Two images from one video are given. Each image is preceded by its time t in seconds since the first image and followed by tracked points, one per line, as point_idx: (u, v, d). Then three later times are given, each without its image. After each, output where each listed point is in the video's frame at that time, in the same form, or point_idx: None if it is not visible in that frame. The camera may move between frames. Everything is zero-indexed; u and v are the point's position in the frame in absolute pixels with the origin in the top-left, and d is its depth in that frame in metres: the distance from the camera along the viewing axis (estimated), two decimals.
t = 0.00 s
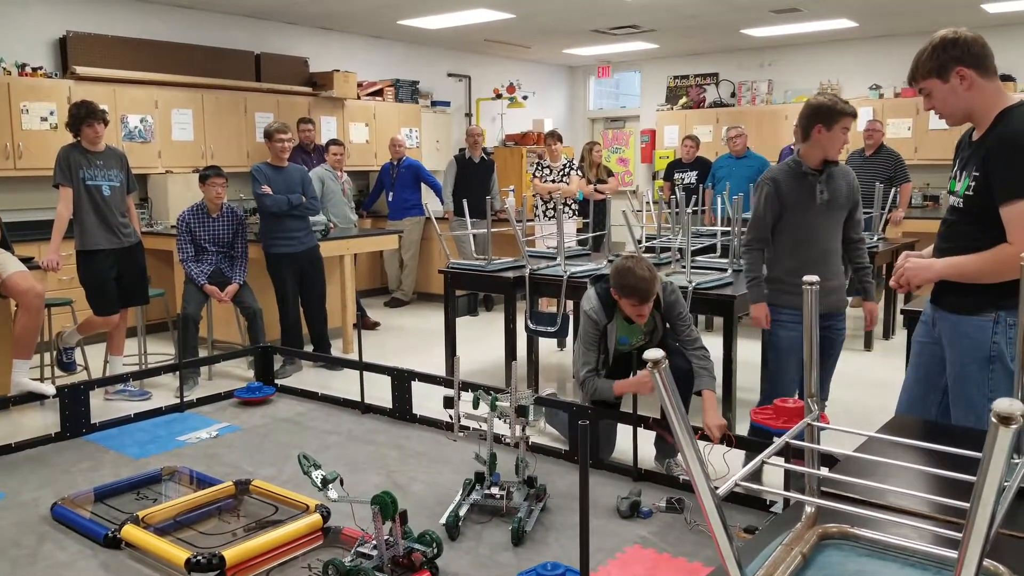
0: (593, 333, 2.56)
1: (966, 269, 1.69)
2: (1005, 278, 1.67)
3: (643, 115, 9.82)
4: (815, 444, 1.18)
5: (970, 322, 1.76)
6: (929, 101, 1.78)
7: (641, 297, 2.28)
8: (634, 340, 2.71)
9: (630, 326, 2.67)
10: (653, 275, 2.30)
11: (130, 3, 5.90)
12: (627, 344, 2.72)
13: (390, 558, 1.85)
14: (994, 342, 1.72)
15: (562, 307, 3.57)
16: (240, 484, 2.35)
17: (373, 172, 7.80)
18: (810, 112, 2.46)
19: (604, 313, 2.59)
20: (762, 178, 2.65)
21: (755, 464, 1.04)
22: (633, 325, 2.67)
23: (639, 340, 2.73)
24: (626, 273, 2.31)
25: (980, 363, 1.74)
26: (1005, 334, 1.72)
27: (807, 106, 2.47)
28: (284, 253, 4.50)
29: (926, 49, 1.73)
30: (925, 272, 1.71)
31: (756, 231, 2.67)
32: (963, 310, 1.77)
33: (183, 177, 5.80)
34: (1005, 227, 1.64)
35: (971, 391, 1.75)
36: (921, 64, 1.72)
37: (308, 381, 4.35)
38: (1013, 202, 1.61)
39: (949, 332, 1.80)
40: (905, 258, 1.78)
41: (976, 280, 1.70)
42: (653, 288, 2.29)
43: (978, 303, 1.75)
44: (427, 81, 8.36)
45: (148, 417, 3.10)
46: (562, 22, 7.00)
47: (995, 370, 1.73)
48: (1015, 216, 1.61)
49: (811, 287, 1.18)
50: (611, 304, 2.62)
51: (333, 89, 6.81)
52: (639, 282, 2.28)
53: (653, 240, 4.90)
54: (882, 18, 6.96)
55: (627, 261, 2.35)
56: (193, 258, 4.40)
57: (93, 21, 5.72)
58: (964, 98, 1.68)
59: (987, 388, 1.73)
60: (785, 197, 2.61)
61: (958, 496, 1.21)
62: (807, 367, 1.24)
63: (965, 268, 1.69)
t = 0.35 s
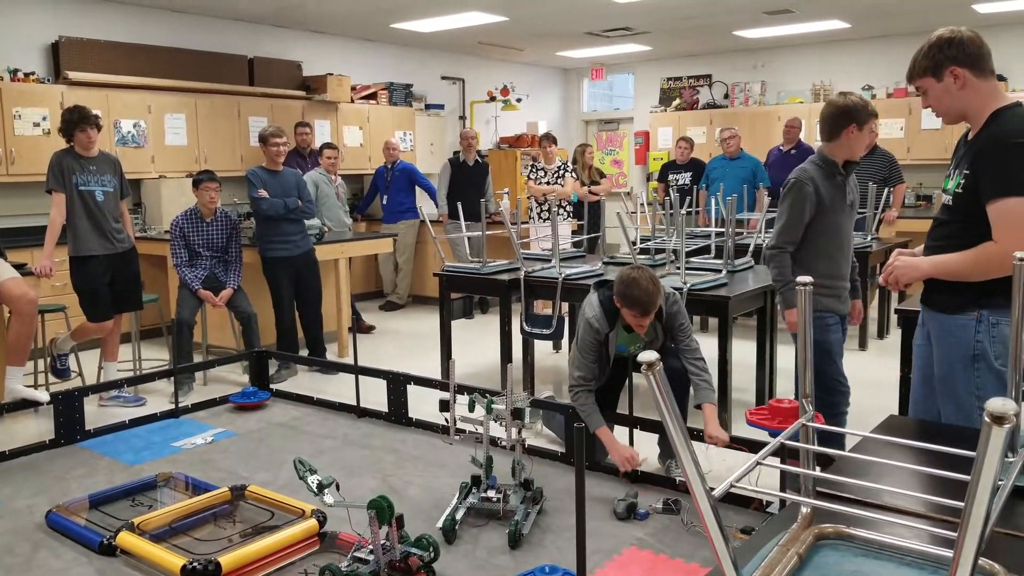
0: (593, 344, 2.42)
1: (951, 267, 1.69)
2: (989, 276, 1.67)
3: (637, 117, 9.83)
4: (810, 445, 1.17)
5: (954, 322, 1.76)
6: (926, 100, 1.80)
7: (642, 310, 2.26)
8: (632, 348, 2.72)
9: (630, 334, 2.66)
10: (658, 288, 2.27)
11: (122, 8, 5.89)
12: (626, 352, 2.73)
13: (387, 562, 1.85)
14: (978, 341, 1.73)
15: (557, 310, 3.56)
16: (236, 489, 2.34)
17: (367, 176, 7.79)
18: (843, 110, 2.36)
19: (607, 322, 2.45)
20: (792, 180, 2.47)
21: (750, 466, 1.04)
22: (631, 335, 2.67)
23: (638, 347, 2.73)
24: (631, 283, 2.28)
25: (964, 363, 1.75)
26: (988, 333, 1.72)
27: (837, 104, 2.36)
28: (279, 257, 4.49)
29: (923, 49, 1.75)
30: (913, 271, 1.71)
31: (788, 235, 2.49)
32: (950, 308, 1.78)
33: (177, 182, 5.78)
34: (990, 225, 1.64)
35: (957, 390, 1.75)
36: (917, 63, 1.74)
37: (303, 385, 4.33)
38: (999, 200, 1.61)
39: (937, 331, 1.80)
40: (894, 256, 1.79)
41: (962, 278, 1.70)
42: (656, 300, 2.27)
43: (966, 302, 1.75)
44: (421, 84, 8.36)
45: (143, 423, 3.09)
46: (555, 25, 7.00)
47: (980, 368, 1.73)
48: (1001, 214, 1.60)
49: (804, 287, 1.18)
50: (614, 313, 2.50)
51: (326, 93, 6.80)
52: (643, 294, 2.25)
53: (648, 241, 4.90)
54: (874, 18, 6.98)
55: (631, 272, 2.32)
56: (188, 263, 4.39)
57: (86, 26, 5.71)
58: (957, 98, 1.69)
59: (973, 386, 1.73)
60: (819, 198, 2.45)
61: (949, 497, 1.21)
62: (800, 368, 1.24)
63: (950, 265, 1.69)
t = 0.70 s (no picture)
0: (600, 353, 2.42)
1: (945, 263, 1.69)
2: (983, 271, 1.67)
3: (633, 119, 9.85)
4: (806, 447, 1.17)
5: (948, 322, 1.77)
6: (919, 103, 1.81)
7: (649, 321, 2.27)
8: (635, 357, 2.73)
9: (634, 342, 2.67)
10: (666, 300, 2.28)
11: (118, 13, 5.89)
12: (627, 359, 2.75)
13: (385, 566, 1.84)
14: (972, 340, 1.73)
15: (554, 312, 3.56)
16: (233, 493, 2.33)
17: (364, 179, 7.79)
18: (867, 109, 2.30)
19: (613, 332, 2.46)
20: (828, 178, 2.34)
21: (747, 468, 1.04)
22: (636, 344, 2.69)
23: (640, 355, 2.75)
24: (639, 294, 2.29)
25: (958, 362, 1.75)
26: (982, 332, 1.72)
27: (861, 104, 2.31)
28: (278, 260, 4.48)
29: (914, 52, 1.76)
30: (904, 270, 1.72)
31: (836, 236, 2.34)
32: (944, 307, 1.78)
33: (173, 186, 5.78)
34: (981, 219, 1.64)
35: (951, 390, 1.75)
36: (908, 66, 1.76)
37: (300, 389, 4.33)
38: (988, 193, 1.62)
39: (932, 331, 1.81)
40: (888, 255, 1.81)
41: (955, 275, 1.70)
42: (664, 314, 2.28)
43: (959, 302, 1.75)
44: (417, 87, 8.37)
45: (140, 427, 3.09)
46: (551, 28, 7.01)
47: (974, 367, 1.73)
48: (991, 207, 1.61)
49: (800, 290, 1.18)
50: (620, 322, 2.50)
51: (323, 97, 6.81)
52: (652, 306, 2.26)
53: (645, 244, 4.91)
54: (868, 20, 7.00)
55: (640, 284, 2.32)
56: (184, 267, 4.38)
57: (82, 31, 5.71)
58: (946, 98, 1.71)
59: (967, 385, 1.72)
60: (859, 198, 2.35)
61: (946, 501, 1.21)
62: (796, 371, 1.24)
63: (944, 262, 1.69)
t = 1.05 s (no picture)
0: (605, 355, 2.42)
1: (943, 263, 1.68)
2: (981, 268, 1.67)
3: (629, 122, 9.86)
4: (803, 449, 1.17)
5: (945, 324, 1.77)
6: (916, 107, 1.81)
7: (664, 331, 2.28)
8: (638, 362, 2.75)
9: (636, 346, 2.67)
10: (682, 313, 2.28)
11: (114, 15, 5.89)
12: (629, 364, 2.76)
13: (381, 568, 1.83)
14: (970, 342, 1.73)
15: (551, 315, 3.56)
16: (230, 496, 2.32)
17: (360, 181, 7.79)
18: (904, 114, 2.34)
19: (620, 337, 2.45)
20: (875, 181, 2.33)
21: (743, 470, 1.04)
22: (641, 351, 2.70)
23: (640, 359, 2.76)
24: (656, 304, 2.29)
25: (955, 363, 1.75)
26: (979, 333, 1.72)
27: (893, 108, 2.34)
28: (281, 263, 4.47)
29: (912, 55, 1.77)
30: (902, 269, 1.70)
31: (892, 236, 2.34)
32: (940, 309, 1.78)
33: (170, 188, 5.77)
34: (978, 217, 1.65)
35: (949, 390, 1.76)
36: (906, 69, 1.76)
37: (297, 391, 4.32)
38: (987, 191, 1.62)
39: (929, 332, 1.81)
40: (884, 255, 1.79)
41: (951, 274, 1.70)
42: (679, 326, 2.29)
43: (955, 304, 1.76)
44: (414, 89, 8.37)
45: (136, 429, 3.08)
46: (548, 30, 7.02)
47: (972, 368, 1.73)
48: (989, 204, 1.61)
49: (796, 292, 1.19)
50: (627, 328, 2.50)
51: (320, 99, 6.81)
52: (668, 317, 2.27)
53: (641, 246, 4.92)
54: (864, 23, 7.01)
55: (657, 293, 2.32)
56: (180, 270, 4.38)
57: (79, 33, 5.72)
58: (943, 101, 1.71)
59: (965, 386, 1.73)
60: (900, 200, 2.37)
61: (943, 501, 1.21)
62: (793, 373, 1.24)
63: (941, 261, 1.69)
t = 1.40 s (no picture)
0: (599, 358, 2.43)
1: (933, 259, 1.68)
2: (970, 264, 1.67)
3: (622, 120, 9.86)
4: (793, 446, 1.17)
5: (937, 321, 1.77)
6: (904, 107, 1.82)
7: (657, 339, 2.29)
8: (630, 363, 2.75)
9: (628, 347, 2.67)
10: (676, 322, 2.28)
11: (105, 13, 5.87)
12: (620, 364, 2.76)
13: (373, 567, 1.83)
14: (960, 339, 1.74)
15: (543, 313, 3.56)
16: (220, 496, 2.28)
17: (353, 180, 7.77)
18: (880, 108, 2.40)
19: (614, 340, 2.46)
20: (880, 179, 2.39)
21: (733, 466, 1.04)
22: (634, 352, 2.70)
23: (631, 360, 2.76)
24: (651, 312, 2.28)
25: (946, 360, 1.76)
26: (970, 331, 1.73)
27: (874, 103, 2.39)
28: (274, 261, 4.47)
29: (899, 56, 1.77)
30: (894, 268, 1.69)
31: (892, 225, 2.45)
32: (931, 306, 1.79)
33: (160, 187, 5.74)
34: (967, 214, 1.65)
35: (939, 387, 1.77)
36: (894, 70, 1.77)
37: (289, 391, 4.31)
38: (976, 187, 1.63)
39: (921, 329, 1.81)
40: (875, 255, 1.77)
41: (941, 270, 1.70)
42: (671, 336, 2.29)
43: (945, 300, 1.76)
44: (406, 88, 8.35)
45: (126, 429, 3.07)
46: (541, 28, 7.01)
47: (962, 365, 1.74)
48: (977, 201, 1.62)
49: (787, 289, 1.19)
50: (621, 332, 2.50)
51: (311, 97, 6.80)
52: (663, 327, 2.27)
53: (633, 245, 4.92)
54: (856, 22, 7.04)
55: (651, 302, 2.31)
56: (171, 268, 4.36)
57: (69, 31, 5.69)
58: (930, 100, 1.72)
59: (955, 384, 1.75)
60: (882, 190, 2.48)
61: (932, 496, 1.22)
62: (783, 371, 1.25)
63: (930, 257, 1.69)
